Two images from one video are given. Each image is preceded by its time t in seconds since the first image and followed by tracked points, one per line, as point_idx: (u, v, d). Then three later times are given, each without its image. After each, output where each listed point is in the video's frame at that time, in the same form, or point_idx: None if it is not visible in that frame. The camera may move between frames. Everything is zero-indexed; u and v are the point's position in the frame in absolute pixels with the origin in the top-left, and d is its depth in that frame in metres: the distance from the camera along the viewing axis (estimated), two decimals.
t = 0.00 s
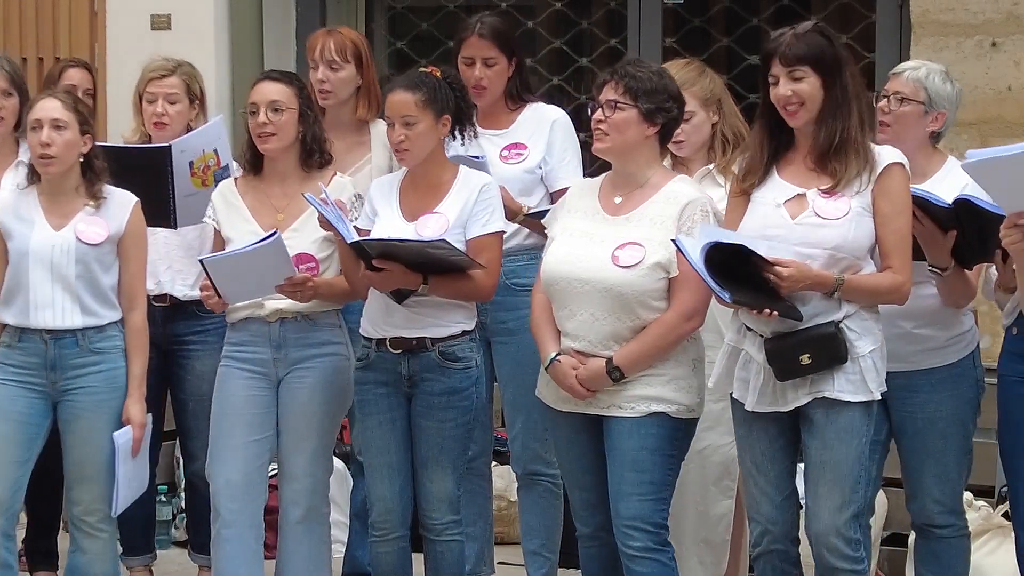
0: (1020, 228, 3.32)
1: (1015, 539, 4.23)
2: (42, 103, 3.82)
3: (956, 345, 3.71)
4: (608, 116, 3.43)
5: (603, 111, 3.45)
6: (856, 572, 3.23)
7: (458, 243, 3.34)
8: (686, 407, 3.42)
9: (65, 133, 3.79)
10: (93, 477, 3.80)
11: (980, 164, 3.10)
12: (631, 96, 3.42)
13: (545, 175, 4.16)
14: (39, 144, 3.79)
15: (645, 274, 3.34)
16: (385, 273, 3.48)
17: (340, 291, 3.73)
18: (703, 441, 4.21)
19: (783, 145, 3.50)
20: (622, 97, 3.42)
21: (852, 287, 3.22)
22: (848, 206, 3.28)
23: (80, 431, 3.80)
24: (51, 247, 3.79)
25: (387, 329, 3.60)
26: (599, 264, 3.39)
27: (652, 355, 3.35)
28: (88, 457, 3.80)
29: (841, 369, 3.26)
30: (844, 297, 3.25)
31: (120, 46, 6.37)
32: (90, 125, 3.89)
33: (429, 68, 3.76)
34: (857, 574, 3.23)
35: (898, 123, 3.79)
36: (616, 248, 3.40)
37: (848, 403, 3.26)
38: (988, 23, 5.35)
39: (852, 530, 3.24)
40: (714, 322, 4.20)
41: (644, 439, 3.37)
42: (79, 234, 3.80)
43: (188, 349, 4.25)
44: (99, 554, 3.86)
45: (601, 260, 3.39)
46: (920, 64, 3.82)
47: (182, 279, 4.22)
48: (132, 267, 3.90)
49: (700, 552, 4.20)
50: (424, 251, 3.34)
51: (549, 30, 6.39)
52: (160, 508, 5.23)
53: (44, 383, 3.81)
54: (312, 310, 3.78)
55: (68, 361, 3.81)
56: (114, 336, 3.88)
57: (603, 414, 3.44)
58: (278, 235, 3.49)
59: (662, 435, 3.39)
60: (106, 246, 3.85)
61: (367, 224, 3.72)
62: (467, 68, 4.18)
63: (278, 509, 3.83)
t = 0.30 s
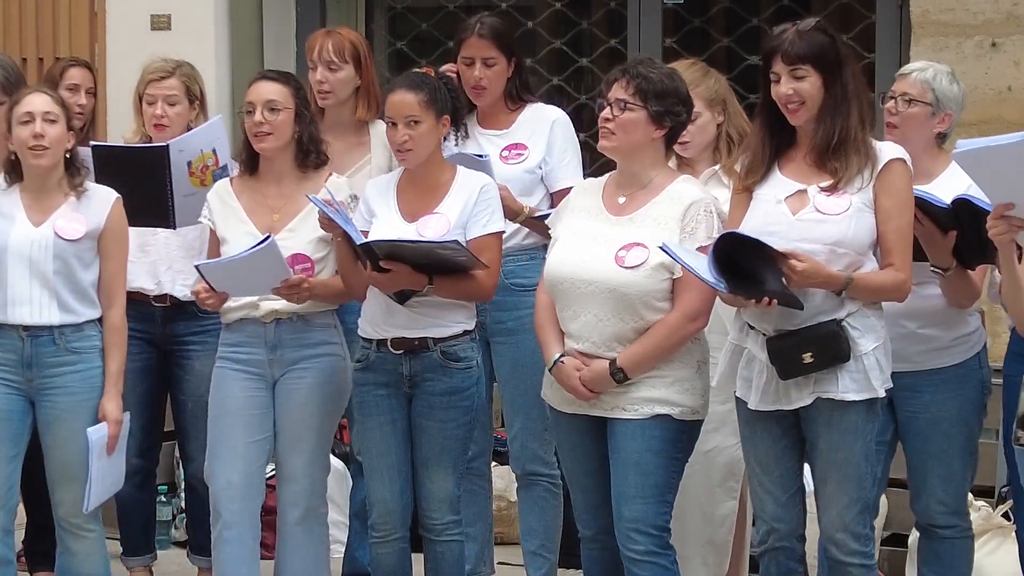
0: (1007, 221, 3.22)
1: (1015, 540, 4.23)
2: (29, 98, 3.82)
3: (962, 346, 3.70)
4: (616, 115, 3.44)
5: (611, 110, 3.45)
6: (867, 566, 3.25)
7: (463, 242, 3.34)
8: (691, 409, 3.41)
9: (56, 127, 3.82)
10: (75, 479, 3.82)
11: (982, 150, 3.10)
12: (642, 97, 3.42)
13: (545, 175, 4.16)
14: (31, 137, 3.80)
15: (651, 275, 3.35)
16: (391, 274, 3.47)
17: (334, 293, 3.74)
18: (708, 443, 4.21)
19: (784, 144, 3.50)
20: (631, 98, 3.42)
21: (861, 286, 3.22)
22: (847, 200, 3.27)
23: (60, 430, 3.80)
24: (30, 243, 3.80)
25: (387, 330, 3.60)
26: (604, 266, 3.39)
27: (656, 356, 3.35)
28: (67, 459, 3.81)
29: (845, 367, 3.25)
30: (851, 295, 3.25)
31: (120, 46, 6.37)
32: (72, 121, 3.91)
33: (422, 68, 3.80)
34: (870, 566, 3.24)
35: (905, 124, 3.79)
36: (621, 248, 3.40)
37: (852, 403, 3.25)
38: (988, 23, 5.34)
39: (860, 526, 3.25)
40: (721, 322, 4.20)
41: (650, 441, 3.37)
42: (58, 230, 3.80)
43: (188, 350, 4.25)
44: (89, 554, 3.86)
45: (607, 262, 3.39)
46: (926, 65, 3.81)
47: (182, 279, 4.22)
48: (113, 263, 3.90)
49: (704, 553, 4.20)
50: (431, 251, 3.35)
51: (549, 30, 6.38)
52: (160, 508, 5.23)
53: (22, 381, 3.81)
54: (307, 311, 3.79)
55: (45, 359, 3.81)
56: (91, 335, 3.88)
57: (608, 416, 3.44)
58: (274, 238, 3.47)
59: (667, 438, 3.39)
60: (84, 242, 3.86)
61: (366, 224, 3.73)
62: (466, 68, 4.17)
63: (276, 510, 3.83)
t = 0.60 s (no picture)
0: (997, 215, 3.18)
1: (1016, 540, 4.22)
2: (26, 99, 3.83)
3: (972, 346, 3.69)
4: (624, 117, 3.43)
5: (619, 111, 3.44)
6: (863, 573, 3.24)
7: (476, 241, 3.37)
8: (692, 410, 3.42)
9: (54, 128, 3.83)
10: (76, 476, 3.81)
11: (975, 142, 3.04)
12: (651, 102, 3.42)
13: (546, 176, 4.16)
14: (29, 138, 3.80)
15: (649, 275, 3.35)
16: (402, 274, 3.46)
17: (325, 290, 3.75)
18: (721, 445, 4.21)
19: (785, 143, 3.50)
20: (641, 100, 3.43)
21: (886, 292, 3.25)
22: (857, 204, 3.28)
23: (64, 429, 3.81)
24: (31, 244, 3.80)
25: (391, 329, 3.59)
26: (603, 267, 3.39)
27: (656, 356, 3.36)
28: (68, 459, 3.81)
29: (854, 369, 3.26)
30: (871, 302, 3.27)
31: (120, 46, 6.37)
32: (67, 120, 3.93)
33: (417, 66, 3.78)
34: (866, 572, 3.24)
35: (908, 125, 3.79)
36: (620, 250, 3.40)
37: (861, 402, 3.25)
38: (988, 23, 5.34)
39: (862, 529, 3.25)
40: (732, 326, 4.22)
41: (650, 443, 3.37)
42: (58, 229, 3.81)
43: (186, 351, 4.25)
44: (89, 554, 3.86)
45: (605, 263, 3.40)
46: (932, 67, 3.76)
47: (179, 280, 4.21)
48: (113, 262, 3.91)
49: (716, 554, 4.24)
50: (448, 252, 3.37)
51: (549, 30, 6.38)
52: (160, 508, 5.23)
53: (25, 380, 3.81)
54: (298, 311, 3.79)
55: (49, 359, 3.81)
56: (95, 335, 3.88)
57: (608, 418, 3.44)
58: (264, 238, 3.47)
59: (668, 441, 3.39)
60: (85, 241, 3.86)
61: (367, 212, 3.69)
62: (468, 66, 4.16)
63: (269, 511, 3.83)
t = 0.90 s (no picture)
0: (996, 211, 3.18)
1: (1016, 541, 4.23)
2: (42, 101, 3.82)
3: (977, 347, 3.70)
4: (624, 117, 3.43)
5: (619, 111, 3.45)
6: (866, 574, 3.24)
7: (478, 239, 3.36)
8: (693, 410, 3.42)
9: (71, 131, 3.82)
10: (94, 478, 3.81)
11: (976, 134, 3.04)
12: (654, 104, 3.43)
13: (546, 177, 4.15)
14: (46, 142, 3.79)
15: (646, 274, 3.35)
16: (407, 274, 3.46)
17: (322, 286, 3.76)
18: (727, 446, 4.24)
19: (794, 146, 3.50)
20: (643, 101, 3.43)
21: (894, 301, 3.26)
22: (870, 210, 3.29)
23: (84, 431, 3.80)
24: (52, 248, 3.80)
25: (393, 330, 3.59)
26: (601, 267, 3.40)
27: (656, 356, 3.36)
28: (87, 458, 3.80)
29: (862, 373, 3.28)
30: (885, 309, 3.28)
31: (121, 45, 6.37)
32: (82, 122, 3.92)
33: (414, 68, 3.77)
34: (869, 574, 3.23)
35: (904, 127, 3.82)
36: (617, 250, 3.41)
37: (868, 406, 3.27)
38: (988, 24, 5.35)
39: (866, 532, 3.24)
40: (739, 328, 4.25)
41: (650, 444, 3.38)
42: (79, 233, 3.81)
43: (185, 352, 4.24)
44: (98, 554, 3.85)
45: (601, 263, 3.40)
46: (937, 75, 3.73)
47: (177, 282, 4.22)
48: (132, 264, 3.91)
49: (723, 556, 4.23)
50: (449, 250, 3.37)
51: (549, 30, 6.37)
52: (160, 509, 5.21)
53: (48, 384, 3.81)
54: (291, 310, 3.81)
55: (72, 361, 3.81)
56: (116, 336, 3.88)
57: (608, 420, 3.45)
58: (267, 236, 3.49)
59: (668, 441, 3.39)
60: (106, 244, 3.86)
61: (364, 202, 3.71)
62: (469, 66, 4.16)
63: (265, 511, 3.83)
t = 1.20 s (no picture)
0: (1005, 225, 3.30)
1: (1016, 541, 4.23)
2: (60, 102, 3.82)
3: (977, 347, 3.71)
4: (622, 117, 3.45)
5: (617, 111, 3.46)
6: (873, 572, 3.28)
7: (468, 241, 3.35)
8: (691, 409, 3.43)
9: (91, 131, 3.82)
10: (104, 478, 3.81)
11: (976, 156, 3.24)
12: (650, 104, 3.45)
13: (548, 177, 4.14)
14: (66, 143, 3.79)
15: (643, 274, 3.36)
16: (397, 274, 3.48)
17: (314, 281, 3.76)
18: (730, 446, 4.24)
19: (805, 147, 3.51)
20: (639, 101, 3.44)
21: (905, 299, 3.27)
22: (882, 207, 3.29)
23: (98, 431, 3.81)
24: (69, 250, 3.80)
25: (391, 330, 3.59)
26: (598, 267, 3.40)
27: (653, 356, 3.37)
28: (97, 458, 3.80)
29: (871, 372, 3.28)
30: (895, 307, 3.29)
31: (121, 45, 6.37)
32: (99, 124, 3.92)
33: (415, 69, 3.76)
34: (877, 571, 3.27)
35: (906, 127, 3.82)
36: (613, 250, 3.41)
37: (878, 406, 3.27)
38: (988, 24, 5.35)
39: (871, 529, 3.28)
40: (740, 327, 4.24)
41: (649, 444, 3.39)
42: (97, 236, 3.81)
43: (185, 351, 4.22)
44: (105, 555, 3.85)
45: (598, 263, 3.41)
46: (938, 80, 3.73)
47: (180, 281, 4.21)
48: (147, 267, 3.91)
49: (728, 556, 4.26)
50: (439, 250, 3.36)
51: (549, 30, 6.38)
52: (159, 509, 5.20)
53: (62, 385, 3.81)
54: (287, 310, 3.81)
55: (86, 363, 3.81)
56: (131, 338, 3.89)
57: (606, 419, 3.45)
58: (256, 218, 3.46)
59: (667, 440, 3.40)
60: (122, 248, 3.86)
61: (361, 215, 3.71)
62: (471, 56, 4.16)
63: (263, 512, 3.83)
